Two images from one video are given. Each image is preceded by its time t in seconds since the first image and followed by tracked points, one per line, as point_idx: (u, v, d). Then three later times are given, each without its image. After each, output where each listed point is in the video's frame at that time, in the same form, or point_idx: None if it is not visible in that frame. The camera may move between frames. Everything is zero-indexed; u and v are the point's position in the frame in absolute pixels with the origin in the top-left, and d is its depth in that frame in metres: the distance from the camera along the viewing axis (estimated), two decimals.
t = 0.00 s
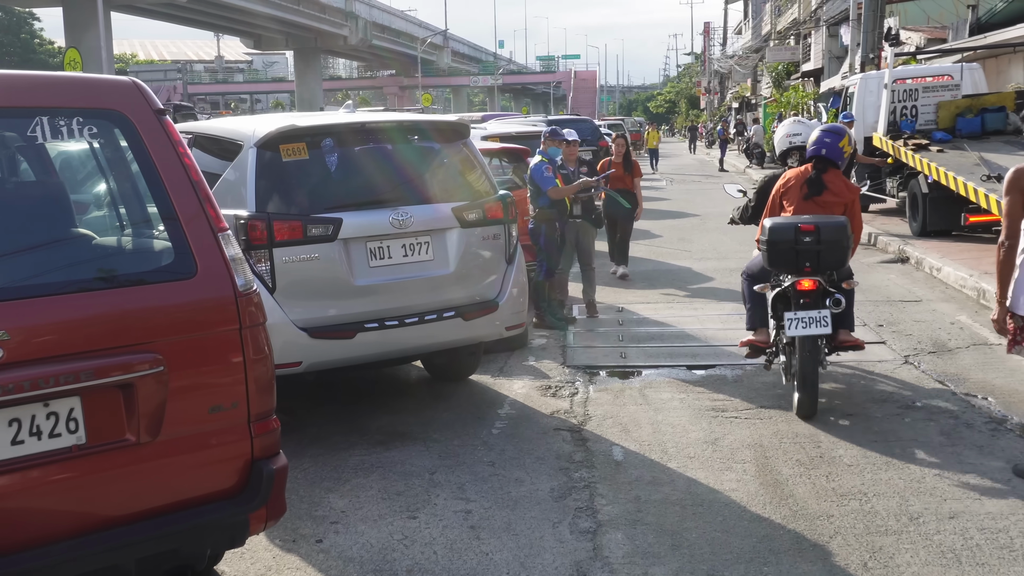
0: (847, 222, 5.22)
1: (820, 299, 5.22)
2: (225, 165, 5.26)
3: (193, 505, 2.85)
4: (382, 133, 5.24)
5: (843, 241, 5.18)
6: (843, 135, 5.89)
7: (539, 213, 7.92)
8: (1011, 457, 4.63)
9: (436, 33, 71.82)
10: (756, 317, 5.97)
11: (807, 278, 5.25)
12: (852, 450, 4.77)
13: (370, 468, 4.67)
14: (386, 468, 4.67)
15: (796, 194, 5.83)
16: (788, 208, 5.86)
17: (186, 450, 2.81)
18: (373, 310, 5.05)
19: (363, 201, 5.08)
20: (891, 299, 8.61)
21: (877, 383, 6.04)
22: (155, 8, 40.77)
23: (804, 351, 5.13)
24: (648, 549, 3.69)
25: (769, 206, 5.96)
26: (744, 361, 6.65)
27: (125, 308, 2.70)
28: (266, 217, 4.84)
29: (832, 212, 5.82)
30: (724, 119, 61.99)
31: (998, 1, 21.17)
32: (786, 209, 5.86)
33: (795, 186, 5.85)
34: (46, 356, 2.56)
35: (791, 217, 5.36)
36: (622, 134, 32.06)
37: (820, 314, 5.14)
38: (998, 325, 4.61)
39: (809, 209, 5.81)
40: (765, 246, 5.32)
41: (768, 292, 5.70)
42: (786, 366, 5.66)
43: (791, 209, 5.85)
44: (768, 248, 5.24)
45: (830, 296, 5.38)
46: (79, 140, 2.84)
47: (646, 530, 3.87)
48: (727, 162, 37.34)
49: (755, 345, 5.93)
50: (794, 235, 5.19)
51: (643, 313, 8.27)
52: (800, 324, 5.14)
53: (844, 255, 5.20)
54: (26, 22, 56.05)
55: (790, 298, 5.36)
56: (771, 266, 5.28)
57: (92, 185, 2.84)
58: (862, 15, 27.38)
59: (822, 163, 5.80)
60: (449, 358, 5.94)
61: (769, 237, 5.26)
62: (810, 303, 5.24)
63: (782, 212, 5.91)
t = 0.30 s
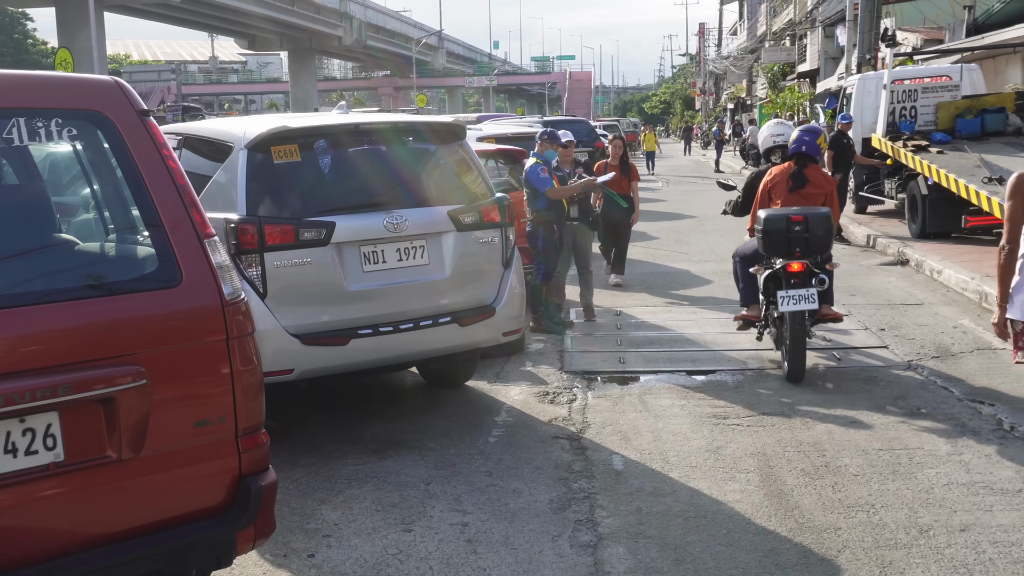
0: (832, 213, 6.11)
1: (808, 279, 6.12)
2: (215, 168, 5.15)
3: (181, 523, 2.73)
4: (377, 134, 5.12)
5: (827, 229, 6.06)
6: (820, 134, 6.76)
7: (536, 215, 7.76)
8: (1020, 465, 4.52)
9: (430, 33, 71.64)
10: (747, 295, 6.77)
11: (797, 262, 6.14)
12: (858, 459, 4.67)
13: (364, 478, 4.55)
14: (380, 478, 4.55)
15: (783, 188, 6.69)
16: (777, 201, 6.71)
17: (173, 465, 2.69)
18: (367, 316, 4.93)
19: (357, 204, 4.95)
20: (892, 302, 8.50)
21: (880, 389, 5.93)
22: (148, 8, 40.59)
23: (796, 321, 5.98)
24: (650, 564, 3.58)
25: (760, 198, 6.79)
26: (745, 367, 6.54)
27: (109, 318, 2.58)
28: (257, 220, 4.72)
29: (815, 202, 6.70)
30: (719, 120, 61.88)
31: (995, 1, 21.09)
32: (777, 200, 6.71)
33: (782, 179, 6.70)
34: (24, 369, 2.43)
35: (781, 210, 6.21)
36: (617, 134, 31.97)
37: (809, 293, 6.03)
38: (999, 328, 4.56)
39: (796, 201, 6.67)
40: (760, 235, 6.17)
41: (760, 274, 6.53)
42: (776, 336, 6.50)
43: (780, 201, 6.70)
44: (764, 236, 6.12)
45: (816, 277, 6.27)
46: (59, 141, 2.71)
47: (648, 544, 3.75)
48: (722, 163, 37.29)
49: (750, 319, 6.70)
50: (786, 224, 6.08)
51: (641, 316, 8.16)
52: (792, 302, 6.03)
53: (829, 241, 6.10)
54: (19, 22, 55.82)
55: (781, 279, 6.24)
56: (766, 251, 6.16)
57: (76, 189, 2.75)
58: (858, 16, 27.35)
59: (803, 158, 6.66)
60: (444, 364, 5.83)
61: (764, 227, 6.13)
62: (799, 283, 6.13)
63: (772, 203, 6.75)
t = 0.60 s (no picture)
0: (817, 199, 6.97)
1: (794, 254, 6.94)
2: (204, 166, 5.01)
3: (162, 540, 2.59)
4: (371, 133, 4.99)
5: (814, 212, 6.90)
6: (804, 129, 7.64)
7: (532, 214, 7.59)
8: None
9: (427, 33, 71.49)
10: (738, 272, 7.64)
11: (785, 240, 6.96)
12: (866, 466, 4.53)
13: (357, 486, 4.41)
14: (374, 486, 4.40)
15: (773, 177, 7.54)
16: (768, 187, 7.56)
17: (153, 479, 2.54)
18: (361, 319, 4.78)
19: (350, 204, 4.80)
20: (895, 303, 8.37)
21: (886, 393, 5.80)
22: (144, 7, 40.43)
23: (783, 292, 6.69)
24: None
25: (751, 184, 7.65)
26: (748, 370, 6.40)
27: (82, 325, 2.44)
28: (246, 221, 4.58)
29: (800, 189, 7.59)
30: (716, 120, 61.76)
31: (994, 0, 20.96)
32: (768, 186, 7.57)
33: (772, 169, 7.56)
34: None
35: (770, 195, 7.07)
36: (614, 133, 31.84)
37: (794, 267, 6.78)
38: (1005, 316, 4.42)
39: (785, 187, 7.54)
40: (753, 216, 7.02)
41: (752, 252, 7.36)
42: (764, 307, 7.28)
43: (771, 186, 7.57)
44: (757, 217, 6.96)
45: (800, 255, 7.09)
46: (32, 138, 2.56)
47: (653, 557, 3.61)
48: (720, 163, 37.18)
49: (739, 292, 7.61)
50: (778, 207, 6.93)
51: (640, 318, 8.03)
52: (780, 275, 6.77)
53: (814, 223, 6.94)
54: (15, 22, 55.63)
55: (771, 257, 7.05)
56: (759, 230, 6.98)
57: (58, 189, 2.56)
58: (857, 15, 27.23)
59: (790, 150, 7.53)
60: (440, 368, 5.69)
61: (756, 209, 6.97)
62: (786, 259, 6.92)
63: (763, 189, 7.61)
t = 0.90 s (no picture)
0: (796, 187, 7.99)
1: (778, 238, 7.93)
2: (191, 168, 4.83)
3: (137, 571, 2.43)
4: (365, 134, 4.84)
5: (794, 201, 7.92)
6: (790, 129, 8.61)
7: (528, 218, 7.42)
8: None
9: (424, 32, 71.31)
10: (729, 256, 8.55)
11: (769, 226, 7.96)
12: (876, 480, 4.38)
13: (348, 502, 4.25)
14: (366, 502, 4.24)
15: (760, 169, 8.55)
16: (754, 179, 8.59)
17: (127, 507, 2.39)
18: (352, 328, 4.62)
19: (342, 208, 4.65)
20: (899, 307, 8.23)
21: (893, 402, 5.65)
22: (139, 6, 40.21)
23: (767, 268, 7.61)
24: None
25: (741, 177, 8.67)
26: (750, 378, 6.26)
27: (47, 344, 2.28)
28: (233, 226, 4.42)
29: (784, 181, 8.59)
30: (714, 119, 61.59)
31: None
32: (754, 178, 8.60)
33: (759, 163, 8.54)
34: None
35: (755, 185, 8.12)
36: (612, 134, 31.68)
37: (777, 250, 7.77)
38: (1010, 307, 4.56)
39: (770, 179, 8.54)
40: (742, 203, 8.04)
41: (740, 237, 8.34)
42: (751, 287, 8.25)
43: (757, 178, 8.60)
44: (745, 203, 7.97)
45: (782, 239, 8.09)
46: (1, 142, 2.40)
47: None
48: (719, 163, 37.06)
49: (731, 274, 8.49)
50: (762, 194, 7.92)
51: (640, 323, 7.88)
52: (765, 256, 7.74)
53: (793, 209, 8.00)
54: (10, 20, 55.39)
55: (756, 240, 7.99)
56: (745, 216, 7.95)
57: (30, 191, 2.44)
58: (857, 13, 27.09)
59: (777, 146, 8.52)
60: (436, 377, 5.53)
61: (745, 197, 7.99)
62: (770, 243, 7.90)
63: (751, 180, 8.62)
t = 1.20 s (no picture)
0: (782, 179, 8.91)
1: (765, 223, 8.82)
2: (181, 167, 4.67)
3: None
4: (361, 134, 4.69)
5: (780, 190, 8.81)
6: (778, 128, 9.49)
7: (528, 219, 7.29)
8: None
9: (422, 32, 71.18)
10: (723, 242, 9.41)
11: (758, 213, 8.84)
12: (887, 491, 4.25)
13: (342, 514, 4.10)
14: (360, 514, 4.10)
15: (750, 162, 9.42)
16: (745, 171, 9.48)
17: (103, 530, 2.25)
18: (346, 334, 4.48)
19: (337, 209, 4.51)
20: (905, 310, 8.09)
21: (902, 408, 5.52)
22: (137, 5, 40.04)
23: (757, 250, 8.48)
24: None
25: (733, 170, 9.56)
26: (754, 383, 6.12)
27: (16, 358, 2.14)
28: (222, 229, 4.27)
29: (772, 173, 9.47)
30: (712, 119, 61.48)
31: None
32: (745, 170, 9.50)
33: (749, 157, 9.42)
34: None
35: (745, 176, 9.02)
36: (610, 133, 31.57)
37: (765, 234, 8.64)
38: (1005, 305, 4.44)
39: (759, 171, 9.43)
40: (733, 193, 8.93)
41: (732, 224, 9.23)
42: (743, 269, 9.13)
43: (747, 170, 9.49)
44: (736, 193, 8.87)
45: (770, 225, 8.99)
46: None
47: None
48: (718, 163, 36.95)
49: (724, 257, 9.40)
50: (751, 185, 8.85)
51: (641, 326, 7.74)
52: (755, 240, 8.60)
53: (779, 198, 8.88)
54: (7, 19, 55.23)
55: (746, 226, 8.88)
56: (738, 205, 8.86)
57: (7, 193, 2.32)
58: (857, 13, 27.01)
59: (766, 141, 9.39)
60: (433, 382, 5.39)
61: (735, 187, 8.89)
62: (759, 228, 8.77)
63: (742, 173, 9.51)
